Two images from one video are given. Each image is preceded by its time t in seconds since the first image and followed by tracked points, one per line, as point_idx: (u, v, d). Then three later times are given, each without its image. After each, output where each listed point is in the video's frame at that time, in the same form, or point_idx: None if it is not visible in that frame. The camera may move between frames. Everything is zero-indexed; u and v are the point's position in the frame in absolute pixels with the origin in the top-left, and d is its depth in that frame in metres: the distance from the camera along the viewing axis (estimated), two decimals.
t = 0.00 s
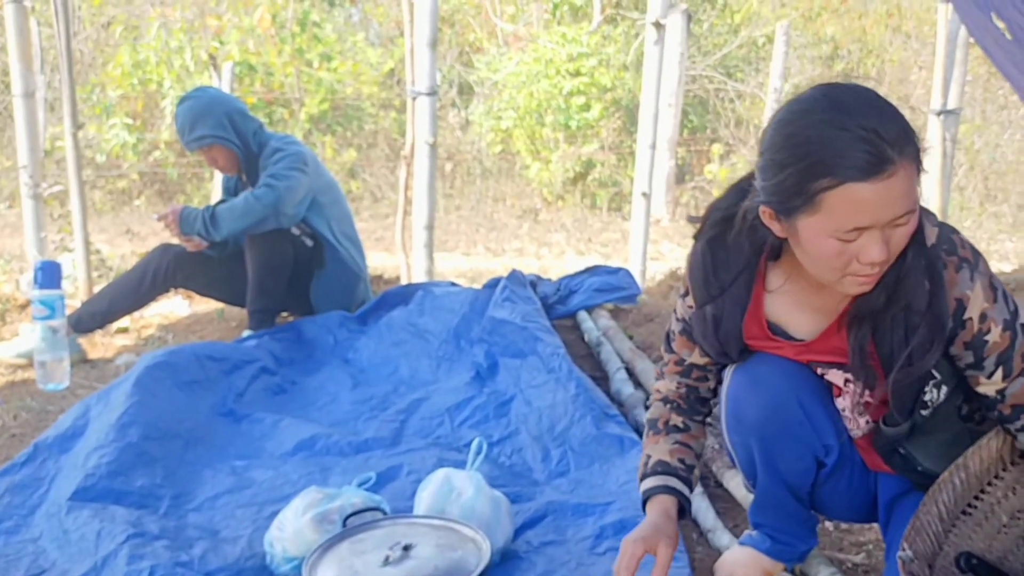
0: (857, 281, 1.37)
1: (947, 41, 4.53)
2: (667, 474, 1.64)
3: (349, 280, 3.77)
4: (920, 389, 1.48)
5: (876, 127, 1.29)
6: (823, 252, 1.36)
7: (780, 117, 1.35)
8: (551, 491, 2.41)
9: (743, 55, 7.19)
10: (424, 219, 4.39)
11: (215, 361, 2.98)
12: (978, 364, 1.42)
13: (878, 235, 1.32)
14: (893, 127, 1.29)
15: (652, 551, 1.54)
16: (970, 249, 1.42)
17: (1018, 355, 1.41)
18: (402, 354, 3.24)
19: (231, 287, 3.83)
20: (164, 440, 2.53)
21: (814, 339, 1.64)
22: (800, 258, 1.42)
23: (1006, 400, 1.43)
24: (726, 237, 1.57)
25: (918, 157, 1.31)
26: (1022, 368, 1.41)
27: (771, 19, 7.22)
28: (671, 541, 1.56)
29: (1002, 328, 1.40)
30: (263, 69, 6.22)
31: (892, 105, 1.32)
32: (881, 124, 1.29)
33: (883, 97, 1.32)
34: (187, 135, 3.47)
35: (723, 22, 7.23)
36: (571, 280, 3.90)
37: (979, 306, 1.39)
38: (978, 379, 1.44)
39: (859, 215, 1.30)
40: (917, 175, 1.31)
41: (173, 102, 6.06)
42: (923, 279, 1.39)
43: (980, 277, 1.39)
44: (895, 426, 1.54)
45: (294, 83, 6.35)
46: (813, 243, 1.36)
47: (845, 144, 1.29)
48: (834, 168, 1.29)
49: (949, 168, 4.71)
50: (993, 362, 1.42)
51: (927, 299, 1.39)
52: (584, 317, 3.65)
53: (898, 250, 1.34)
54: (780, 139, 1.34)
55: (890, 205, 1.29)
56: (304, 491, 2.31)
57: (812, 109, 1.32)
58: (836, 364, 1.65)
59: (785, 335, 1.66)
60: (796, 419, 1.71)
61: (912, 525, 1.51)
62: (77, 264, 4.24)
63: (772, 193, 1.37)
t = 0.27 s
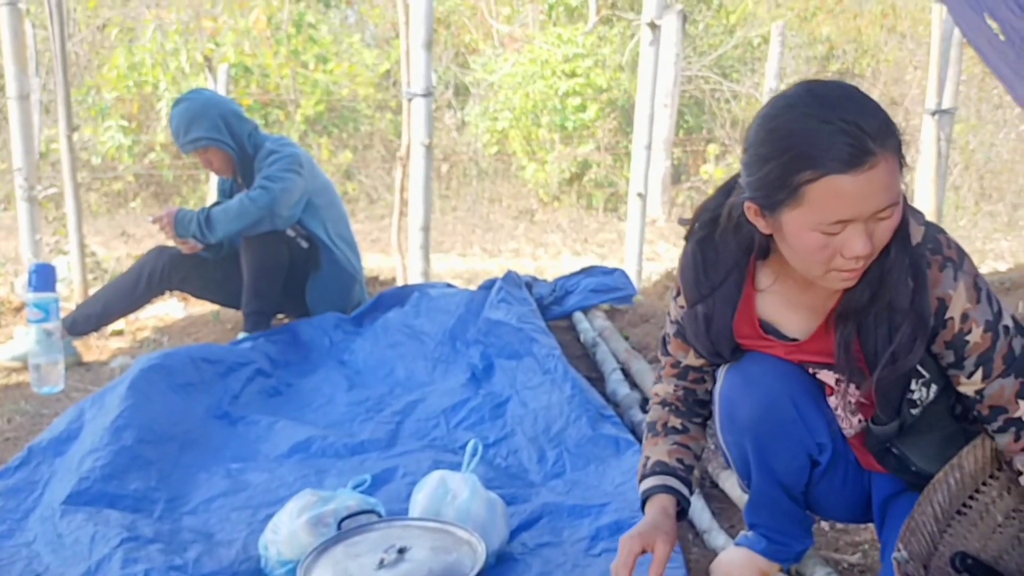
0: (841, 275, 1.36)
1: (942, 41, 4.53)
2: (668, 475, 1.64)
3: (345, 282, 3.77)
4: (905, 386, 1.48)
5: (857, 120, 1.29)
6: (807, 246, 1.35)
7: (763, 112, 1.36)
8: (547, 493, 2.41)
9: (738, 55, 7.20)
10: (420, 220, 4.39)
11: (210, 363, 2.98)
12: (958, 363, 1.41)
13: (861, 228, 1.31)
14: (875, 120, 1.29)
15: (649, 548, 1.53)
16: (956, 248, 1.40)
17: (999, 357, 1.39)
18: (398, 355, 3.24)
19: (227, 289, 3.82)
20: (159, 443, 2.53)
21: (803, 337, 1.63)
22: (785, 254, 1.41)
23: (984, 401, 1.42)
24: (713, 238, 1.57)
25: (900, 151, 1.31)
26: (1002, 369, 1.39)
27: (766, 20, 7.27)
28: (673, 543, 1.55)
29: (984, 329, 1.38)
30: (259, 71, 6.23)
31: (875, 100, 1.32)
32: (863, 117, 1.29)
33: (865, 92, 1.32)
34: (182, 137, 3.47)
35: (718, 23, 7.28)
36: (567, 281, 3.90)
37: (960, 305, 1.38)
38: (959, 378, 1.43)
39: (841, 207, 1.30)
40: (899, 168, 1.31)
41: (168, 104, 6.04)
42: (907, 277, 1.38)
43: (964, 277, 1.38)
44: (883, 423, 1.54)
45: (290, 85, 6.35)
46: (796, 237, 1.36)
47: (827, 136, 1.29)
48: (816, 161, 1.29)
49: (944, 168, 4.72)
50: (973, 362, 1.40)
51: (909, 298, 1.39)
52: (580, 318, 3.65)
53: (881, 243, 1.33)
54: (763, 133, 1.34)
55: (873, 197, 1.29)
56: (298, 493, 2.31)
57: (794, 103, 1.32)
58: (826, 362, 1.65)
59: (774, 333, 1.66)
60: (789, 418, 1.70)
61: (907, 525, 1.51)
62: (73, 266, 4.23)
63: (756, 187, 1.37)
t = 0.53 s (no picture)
0: (829, 269, 1.36)
1: (936, 39, 4.53)
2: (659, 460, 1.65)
3: (340, 283, 3.76)
4: (897, 382, 1.48)
5: (839, 113, 1.29)
6: (795, 241, 1.35)
7: (747, 108, 1.36)
8: (543, 493, 2.40)
9: (733, 54, 7.20)
10: (415, 221, 4.38)
11: (205, 365, 2.97)
12: (950, 357, 1.41)
13: (847, 222, 1.31)
14: (856, 114, 1.29)
15: (638, 528, 1.54)
16: (944, 243, 1.40)
17: (991, 351, 1.39)
18: (394, 356, 3.23)
19: (221, 290, 3.81)
20: (154, 445, 2.52)
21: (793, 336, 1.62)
22: (774, 251, 1.41)
23: (979, 395, 1.42)
24: (700, 238, 1.58)
25: (885, 144, 1.31)
26: (994, 363, 1.39)
27: (760, 19, 7.21)
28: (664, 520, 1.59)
29: (974, 323, 1.38)
30: (253, 71, 6.23)
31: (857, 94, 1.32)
32: (844, 110, 1.29)
33: (844, 86, 1.32)
34: (175, 138, 3.46)
35: (712, 22, 7.28)
36: (563, 281, 3.90)
37: (951, 299, 1.37)
38: (951, 373, 1.43)
39: (826, 202, 1.30)
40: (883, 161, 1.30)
41: (163, 105, 6.00)
42: (896, 274, 1.37)
43: (954, 271, 1.38)
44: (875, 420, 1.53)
45: (284, 85, 6.33)
46: (783, 233, 1.36)
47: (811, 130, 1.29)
48: (801, 155, 1.29)
49: (939, 167, 4.72)
50: (965, 357, 1.40)
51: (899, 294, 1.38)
52: (576, 318, 3.65)
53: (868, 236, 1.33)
54: (747, 129, 1.34)
55: (858, 191, 1.28)
56: (294, 495, 2.30)
57: (776, 98, 1.32)
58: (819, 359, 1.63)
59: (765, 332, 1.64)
60: (783, 416, 1.70)
61: (904, 525, 1.50)
62: (67, 268, 4.21)
63: (743, 183, 1.37)
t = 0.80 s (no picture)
0: (842, 262, 1.43)
1: (931, 36, 4.52)
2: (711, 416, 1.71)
3: (337, 284, 3.75)
4: (910, 375, 1.51)
5: (849, 107, 1.37)
6: (809, 234, 1.42)
7: (758, 106, 1.43)
8: (542, 493, 2.40)
9: (728, 53, 7.21)
10: (412, 221, 4.38)
11: (202, 367, 2.96)
12: (957, 342, 1.49)
13: (863, 215, 1.38)
14: (869, 111, 1.37)
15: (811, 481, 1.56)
16: (951, 231, 1.49)
17: (996, 336, 1.47)
18: (391, 357, 3.23)
19: (218, 292, 3.80)
20: (152, 448, 2.51)
21: (805, 335, 1.66)
22: (786, 245, 1.47)
23: (986, 381, 1.50)
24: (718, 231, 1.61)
25: (895, 138, 1.38)
26: (1000, 348, 1.48)
27: (756, 17, 7.20)
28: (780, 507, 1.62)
29: (981, 307, 1.46)
30: (248, 73, 6.20)
31: (867, 92, 1.40)
32: (858, 107, 1.37)
33: (859, 85, 1.40)
34: (172, 140, 3.46)
35: (708, 21, 7.24)
36: (560, 281, 3.89)
37: (959, 282, 1.46)
38: (957, 358, 1.51)
39: (841, 194, 1.36)
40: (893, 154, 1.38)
41: (158, 107, 6.01)
42: (909, 262, 1.45)
43: (962, 256, 1.47)
44: (883, 414, 1.56)
45: (280, 87, 6.33)
46: (797, 226, 1.42)
47: (825, 125, 1.36)
48: (814, 148, 1.36)
49: (935, 164, 4.72)
50: (971, 341, 1.48)
51: (912, 281, 1.45)
52: (573, 317, 3.65)
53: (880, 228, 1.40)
54: (759, 125, 1.42)
55: (871, 185, 1.36)
56: (292, 496, 2.30)
57: (790, 94, 1.39)
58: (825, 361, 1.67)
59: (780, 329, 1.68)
60: (783, 417, 1.71)
61: (902, 522, 1.53)
62: (63, 271, 4.20)
63: (756, 179, 1.44)
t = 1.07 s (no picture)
0: (902, 252, 1.40)
1: (927, 34, 4.51)
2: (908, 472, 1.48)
3: (334, 284, 3.75)
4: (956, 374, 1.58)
5: (911, 90, 1.34)
6: (865, 222, 1.39)
7: (809, 90, 1.40)
8: (540, 493, 2.40)
9: (725, 52, 7.22)
10: (410, 222, 4.38)
11: (200, 368, 2.96)
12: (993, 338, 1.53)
13: (921, 200, 1.35)
14: (925, 89, 1.34)
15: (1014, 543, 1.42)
16: (998, 230, 1.54)
17: None
18: (389, 358, 3.23)
19: (215, 294, 3.81)
20: (150, 449, 2.52)
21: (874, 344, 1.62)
22: (841, 237, 1.45)
23: (1008, 373, 1.57)
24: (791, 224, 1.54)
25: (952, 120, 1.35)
26: None
27: (753, 16, 7.23)
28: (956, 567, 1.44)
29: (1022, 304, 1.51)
30: (245, 73, 6.20)
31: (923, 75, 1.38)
32: (915, 86, 1.34)
33: (909, 65, 1.37)
34: (168, 141, 3.46)
35: (704, 20, 7.24)
36: (557, 280, 3.89)
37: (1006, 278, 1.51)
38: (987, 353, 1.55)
39: (903, 176, 1.33)
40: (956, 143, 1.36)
41: (155, 108, 6.01)
42: (967, 260, 1.48)
43: (1012, 254, 1.52)
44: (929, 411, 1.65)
45: (276, 87, 6.32)
46: (852, 215, 1.40)
47: (880, 105, 1.33)
48: (871, 130, 1.33)
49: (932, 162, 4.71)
50: (1006, 336, 1.53)
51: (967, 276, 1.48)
52: (570, 317, 3.65)
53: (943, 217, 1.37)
54: (811, 108, 1.39)
55: (930, 168, 1.33)
56: (291, 497, 2.30)
57: (844, 77, 1.37)
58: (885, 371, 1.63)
59: (860, 338, 1.61)
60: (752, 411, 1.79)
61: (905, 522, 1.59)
62: (61, 272, 4.20)
63: (808, 165, 1.41)
